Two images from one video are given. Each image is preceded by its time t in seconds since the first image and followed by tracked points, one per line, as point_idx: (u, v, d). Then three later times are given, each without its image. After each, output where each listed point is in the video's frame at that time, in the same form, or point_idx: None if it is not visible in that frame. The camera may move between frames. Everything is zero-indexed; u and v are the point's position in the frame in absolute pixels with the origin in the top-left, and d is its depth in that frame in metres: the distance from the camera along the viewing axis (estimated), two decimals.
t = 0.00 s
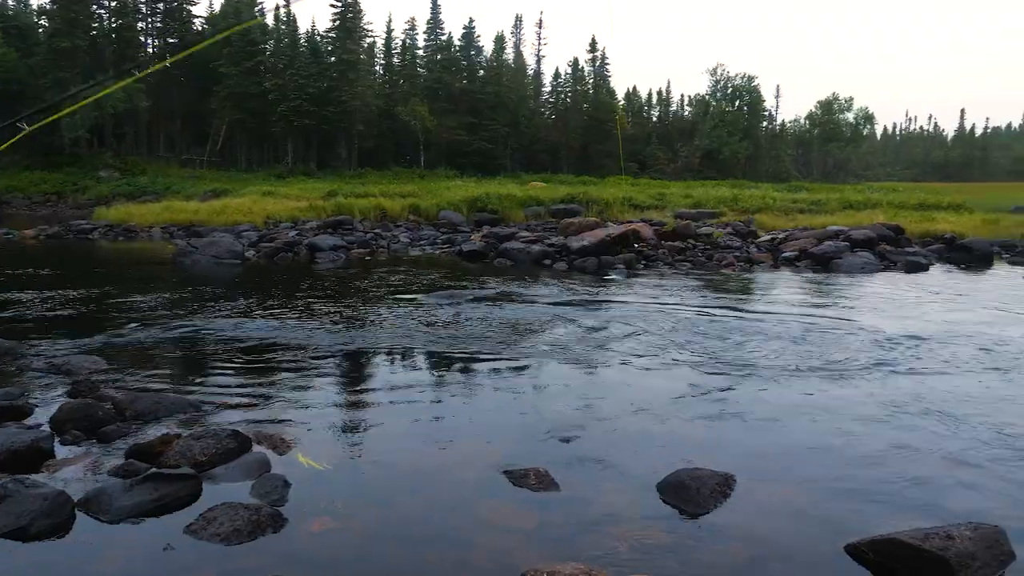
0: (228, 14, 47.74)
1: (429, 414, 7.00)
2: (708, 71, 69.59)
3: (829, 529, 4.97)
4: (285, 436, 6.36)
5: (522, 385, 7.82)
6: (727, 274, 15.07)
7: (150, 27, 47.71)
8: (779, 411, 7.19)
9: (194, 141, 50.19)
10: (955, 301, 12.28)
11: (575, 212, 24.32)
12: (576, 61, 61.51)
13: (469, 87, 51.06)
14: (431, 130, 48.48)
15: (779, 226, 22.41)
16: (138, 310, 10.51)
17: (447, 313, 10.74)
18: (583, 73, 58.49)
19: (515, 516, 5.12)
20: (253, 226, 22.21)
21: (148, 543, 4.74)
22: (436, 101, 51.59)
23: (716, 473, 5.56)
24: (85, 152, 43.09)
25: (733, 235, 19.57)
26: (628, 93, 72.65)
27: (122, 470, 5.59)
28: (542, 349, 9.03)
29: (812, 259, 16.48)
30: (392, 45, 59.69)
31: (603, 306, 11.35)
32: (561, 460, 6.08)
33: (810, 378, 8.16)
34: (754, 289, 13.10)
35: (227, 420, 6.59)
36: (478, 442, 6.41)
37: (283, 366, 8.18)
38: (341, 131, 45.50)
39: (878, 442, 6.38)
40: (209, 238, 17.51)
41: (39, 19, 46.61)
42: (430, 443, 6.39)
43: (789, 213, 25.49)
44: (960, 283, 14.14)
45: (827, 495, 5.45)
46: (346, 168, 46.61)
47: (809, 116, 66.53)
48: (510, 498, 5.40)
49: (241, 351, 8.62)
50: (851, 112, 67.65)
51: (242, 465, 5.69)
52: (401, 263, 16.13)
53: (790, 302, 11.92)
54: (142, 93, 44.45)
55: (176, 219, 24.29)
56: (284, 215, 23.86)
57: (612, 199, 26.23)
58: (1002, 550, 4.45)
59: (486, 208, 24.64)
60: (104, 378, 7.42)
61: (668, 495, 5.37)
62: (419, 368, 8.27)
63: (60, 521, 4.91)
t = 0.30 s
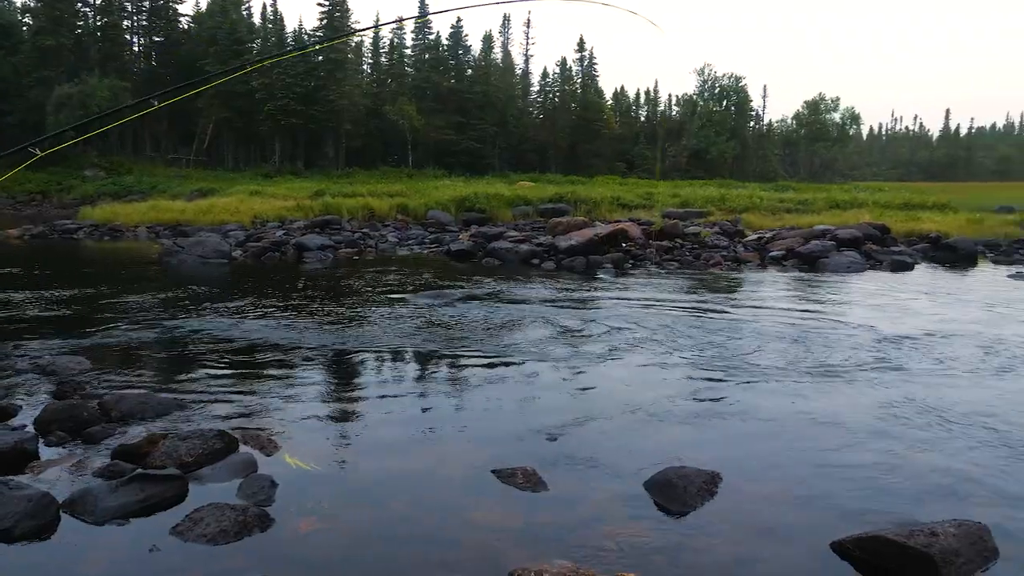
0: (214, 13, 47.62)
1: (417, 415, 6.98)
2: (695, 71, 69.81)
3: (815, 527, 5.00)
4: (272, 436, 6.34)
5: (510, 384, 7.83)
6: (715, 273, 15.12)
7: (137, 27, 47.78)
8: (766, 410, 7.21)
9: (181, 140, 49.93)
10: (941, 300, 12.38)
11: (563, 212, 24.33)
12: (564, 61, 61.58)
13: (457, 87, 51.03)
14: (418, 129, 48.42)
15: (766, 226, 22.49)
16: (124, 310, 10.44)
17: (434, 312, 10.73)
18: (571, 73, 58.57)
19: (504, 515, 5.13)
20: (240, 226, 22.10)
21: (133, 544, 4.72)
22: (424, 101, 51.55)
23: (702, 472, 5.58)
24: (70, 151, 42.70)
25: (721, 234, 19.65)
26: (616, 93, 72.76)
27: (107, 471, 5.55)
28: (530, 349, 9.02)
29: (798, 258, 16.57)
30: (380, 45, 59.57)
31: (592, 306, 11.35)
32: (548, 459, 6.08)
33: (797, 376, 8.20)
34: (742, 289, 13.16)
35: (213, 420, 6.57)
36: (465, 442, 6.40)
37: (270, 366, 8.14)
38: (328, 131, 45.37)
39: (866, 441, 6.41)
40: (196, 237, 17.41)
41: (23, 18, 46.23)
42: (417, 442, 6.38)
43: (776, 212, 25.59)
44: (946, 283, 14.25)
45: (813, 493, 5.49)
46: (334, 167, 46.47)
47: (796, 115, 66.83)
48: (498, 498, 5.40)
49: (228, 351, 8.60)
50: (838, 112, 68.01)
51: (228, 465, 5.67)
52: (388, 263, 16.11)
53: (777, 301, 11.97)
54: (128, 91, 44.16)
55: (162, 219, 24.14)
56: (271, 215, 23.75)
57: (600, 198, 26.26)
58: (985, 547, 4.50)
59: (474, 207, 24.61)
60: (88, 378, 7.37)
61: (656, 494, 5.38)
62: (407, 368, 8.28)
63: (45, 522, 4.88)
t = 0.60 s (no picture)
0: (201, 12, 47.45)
1: (405, 415, 6.96)
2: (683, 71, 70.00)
3: (801, 525, 5.03)
4: (259, 437, 6.32)
5: (499, 384, 7.83)
6: (703, 273, 15.17)
7: (122, 25, 47.66)
8: (753, 409, 7.24)
9: (168, 140, 49.64)
10: (929, 300, 12.46)
11: (551, 212, 24.33)
12: (552, 60, 61.62)
13: (445, 86, 50.97)
14: (406, 129, 48.30)
15: (754, 226, 22.55)
16: (110, 310, 10.39)
17: (423, 312, 10.71)
18: (560, 73, 58.60)
19: (492, 515, 5.13)
20: (227, 226, 21.98)
21: (119, 545, 4.69)
22: (412, 101, 51.45)
23: (690, 471, 5.60)
24: (55, 150, 42.32)
25: (709, 234, 19.70)
26: (605, 92, 72.86)
27: (92, 472, 5.52)
28: (518, 349, 9.02)
29: (786, 258, 16.63)
30: (367, 44, 59.44)
31: (580, 306, 11.36)
32: (537, 459, 6.09)
33: (786, 376, 8.22)
34: (729, 288, 13.21)
35: (199, 421, 6.54)
36: (454, 442, 6.39)
37: (258, 367, 8.12)
38: (316, 130, 45.21)
39: (854, 440, 6.45)
40: (182, 237, 17.32)
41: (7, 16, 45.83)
42: (406, 442, 6.37)
43: (763, 212, 25.66)
44: (933, 282, 14.35)
45: (799, 491, 5.52)
46: (322, 167, 46.29)
47: (784, 116, 67.08)
48: (487, 498, 5.39)
49: (216, 351, 8.57)
50: (825, 112, 68.31)
51: (215, 466, 5.64)
52: (376, 263, 16.06)
53: (765, 301, 12.02)
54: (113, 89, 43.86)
55: (148, 219, 23.97)
56: (259, 215, 23.62)
57: (588, 198, 26.27)
58: (969, 544, 4.54)
59: (462, 207, 24.57)
60: (73, 379, 7.32)
61: (644, 493, 5.40)
62: (396, 368, 8.27)
63: (29, 524, 4.84)
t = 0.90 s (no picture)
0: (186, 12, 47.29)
1: (393, 416, 6.96)
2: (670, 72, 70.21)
3: (787, 524, 5.06)
4: (245, 439, 6.29)
5: (487, 384, 7.84)
6: (690, 273, 15.24)
7: (107, 25, 47.60)
8: (740, 408, 7.28)
9: (154, 140, 49.38)
10: (915, 299, 12.56)
11: (539, 212, 24.37)
12: (540, 61, 61.71)
13: (433, 87, 50.96)
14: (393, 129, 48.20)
15: (740, 226, 22.66)
16: (96, 312, 10.34)
17: (410, 313, 10.70)
18: (547, 73, 58.72)
19: (480, 516, 5.13)
20: (213, 226, 21.90)
21: (105, 548, 4.67)
22: (400, 102, 51.41)
23: (677, 471, 5.63)
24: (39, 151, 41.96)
25: (696, 234, 19.79)
26: (592, 93, 73.04)
27: (77, 475, 5.48)
28: (507, 350, 9.04)
29: (772, 258, 16.73)
30: (354, 44, 59.35)
31: (568, 306, 11.38)
32: (524, 459, 6.09)
33: (773, 376, 8.27)
34: (716, 288, 13.28)
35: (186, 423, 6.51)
36: (442, 443, 6.39)
37: (245, 368, 8.09)
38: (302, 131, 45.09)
39: (840, 439, 6.49)
40: (168, 238, 17.24)
41: None
42: (393, 443, 6.37)
43: (750, 213, 25.80)
44: (919, 281, 14.47)
45: (785, 490, 5.56)
46: (309, 168, 46.15)
47: (770, 117, 67.43)
48: (474, 499, 5.40)
49: (203, 352, 8.54)
50: (810, 113, 68.70)
51: (201, 468, 5.61)
52: (364, 264, 16.05)
53: (751, 301, 12.09)
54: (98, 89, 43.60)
55: (134, 220, 23.84)
56: (245, 216, 23.52)
57: (576, 199, 26.33)
58: (953, 541, 4.59)
59: (450, 208, 24.58)
60: (57, 382, 7.27)
61: (631, 492, 5.42)
62: (384, 369, 8.27)
63: (13, 529, 4.80)
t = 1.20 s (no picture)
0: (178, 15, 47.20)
1: (388, 419, 6.96)
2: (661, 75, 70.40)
3: (781, 525, 5.07)
4: (238, 443, 6.27)
5: (481, 387, 7.85)
6: (683, 275, 15.27)
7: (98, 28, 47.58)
8: (733, 410, 7.29)
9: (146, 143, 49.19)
10: (907, 300, 12.63)
11: (531, 215, 24.39)
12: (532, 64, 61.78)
13: (425, 90, 50.95)
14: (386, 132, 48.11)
15: (732, 228, 22.72)
16: (88, 316, 10.30)
17: (403, 316, 10.71)
18: (539, 77, 58.79)
19: (475, 518, 5.14)
20: (205, 230, 21.82)
21: (97, 554, 4.64)
22: (392, 105, 51.37)
23: (671, 472, 5.63)
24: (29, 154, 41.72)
25: (688, 236, 19.84)
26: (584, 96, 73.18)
27: (68, 480, 5.45)
28: (500, 352, 9.05)
29: (764, 260, 16.79)
30: (346, 48, 59.31)
31: (560, 308, 11.41)
32: (518, 461, 6.11)
33: (767, 377, 8.29)
34: (709, 290, 13.32)
35: (178, 427, 6.49)
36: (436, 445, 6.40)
37: (239, 372, 8.08)
38: (294, 134, 45.01)
39: (833, 440, 6.52)
40: (160, 242, 17.18)
41: None
42: (387, 446, 6.37)
43: (741, 215, 25.87)
44: (910, 283, 14.56)
45: (778, 491, 5.57)
46: (301, 171, 46.05)
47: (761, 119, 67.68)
48: (469, 501, 5.41)
49: (196, 357, 8.52)
50: (801, 115, 68.95)
51: (193, 473, 5.59)
52: (357, 267, 16.04)
53: (743, 303, 12.13)
54: (88, 93, 43.44)
55: (125, 224, 23.73)
56: (238, 219, 23.44)
57: (568, 201, 26.36)
58: (946, 541, 4.61)
59: (442, 211, 24.57)
60: (48, 387, 7.22)
61: (624, 495, 5.43)
62: (377, 372, 8.28)
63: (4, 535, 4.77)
